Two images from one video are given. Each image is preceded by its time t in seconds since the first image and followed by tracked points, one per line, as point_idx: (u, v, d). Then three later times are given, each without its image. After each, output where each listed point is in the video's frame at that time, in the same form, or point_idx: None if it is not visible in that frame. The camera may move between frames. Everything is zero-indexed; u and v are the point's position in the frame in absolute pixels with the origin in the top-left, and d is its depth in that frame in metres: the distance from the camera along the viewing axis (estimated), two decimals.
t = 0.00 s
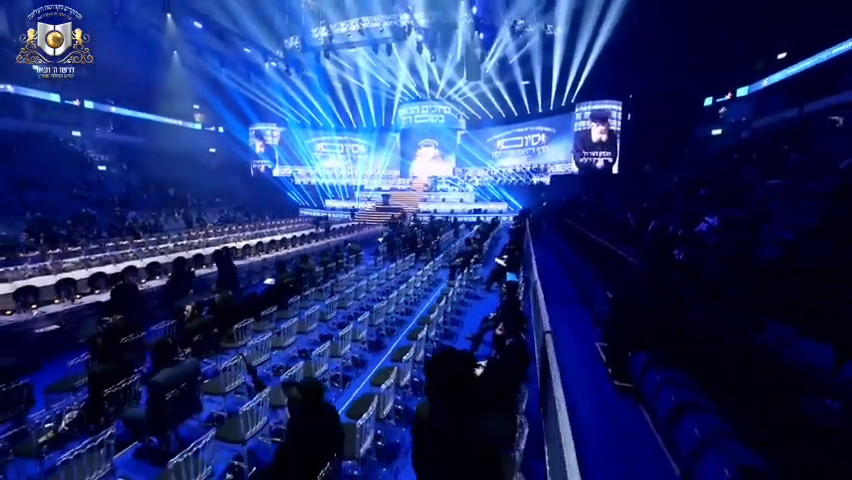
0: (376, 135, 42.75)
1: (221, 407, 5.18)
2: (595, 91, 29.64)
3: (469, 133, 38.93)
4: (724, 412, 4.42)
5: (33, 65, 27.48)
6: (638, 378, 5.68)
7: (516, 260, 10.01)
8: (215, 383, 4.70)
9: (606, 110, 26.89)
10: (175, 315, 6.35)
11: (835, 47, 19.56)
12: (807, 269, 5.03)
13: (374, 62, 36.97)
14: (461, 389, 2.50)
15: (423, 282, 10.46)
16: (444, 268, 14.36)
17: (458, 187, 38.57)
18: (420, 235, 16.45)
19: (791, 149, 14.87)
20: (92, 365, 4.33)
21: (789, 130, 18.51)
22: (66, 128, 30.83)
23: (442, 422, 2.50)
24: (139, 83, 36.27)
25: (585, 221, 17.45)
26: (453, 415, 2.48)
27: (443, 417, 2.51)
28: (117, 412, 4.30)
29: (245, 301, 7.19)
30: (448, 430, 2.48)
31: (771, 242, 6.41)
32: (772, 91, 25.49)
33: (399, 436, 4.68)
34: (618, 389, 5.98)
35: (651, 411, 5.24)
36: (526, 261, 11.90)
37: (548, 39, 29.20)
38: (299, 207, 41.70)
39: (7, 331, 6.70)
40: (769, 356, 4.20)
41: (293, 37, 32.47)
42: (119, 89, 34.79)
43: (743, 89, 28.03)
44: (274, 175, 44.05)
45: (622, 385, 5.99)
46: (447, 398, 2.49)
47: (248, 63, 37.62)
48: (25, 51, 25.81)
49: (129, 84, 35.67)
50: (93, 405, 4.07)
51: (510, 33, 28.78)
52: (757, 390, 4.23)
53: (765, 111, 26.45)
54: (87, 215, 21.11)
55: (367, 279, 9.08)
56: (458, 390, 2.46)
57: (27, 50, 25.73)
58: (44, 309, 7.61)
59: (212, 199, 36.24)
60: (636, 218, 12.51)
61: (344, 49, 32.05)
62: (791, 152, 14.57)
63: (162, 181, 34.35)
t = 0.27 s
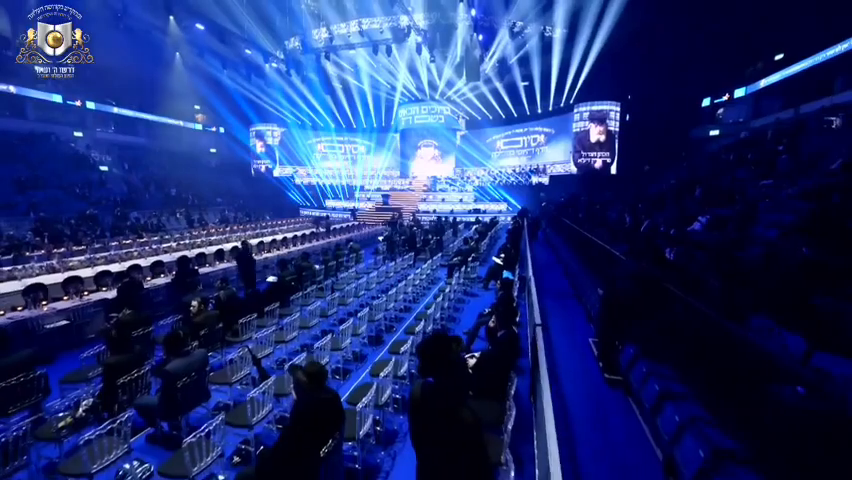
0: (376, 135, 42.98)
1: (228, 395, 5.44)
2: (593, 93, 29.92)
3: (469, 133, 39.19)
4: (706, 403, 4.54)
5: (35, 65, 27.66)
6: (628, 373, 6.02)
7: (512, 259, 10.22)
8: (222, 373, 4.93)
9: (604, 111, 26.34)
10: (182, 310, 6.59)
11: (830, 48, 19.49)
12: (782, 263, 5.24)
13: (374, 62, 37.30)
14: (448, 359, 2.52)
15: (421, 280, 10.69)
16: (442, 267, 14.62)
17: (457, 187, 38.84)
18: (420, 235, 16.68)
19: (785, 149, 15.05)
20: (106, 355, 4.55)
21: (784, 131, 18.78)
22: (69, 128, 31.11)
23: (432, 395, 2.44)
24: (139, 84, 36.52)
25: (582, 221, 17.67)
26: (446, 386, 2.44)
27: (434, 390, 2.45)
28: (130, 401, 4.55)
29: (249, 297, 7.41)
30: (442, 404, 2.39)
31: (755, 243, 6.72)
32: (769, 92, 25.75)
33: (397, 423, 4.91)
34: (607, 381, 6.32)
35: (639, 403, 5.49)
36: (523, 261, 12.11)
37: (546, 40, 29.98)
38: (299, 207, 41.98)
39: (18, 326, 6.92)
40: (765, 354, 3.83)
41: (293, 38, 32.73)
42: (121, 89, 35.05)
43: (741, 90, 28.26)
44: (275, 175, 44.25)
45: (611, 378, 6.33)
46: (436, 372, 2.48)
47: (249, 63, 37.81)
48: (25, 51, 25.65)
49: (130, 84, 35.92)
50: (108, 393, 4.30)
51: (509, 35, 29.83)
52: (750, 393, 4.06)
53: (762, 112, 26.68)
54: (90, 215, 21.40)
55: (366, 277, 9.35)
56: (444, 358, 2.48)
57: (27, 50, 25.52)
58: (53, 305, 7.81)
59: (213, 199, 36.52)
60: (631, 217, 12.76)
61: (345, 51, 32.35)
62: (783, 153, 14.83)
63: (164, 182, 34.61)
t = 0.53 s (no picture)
0: (376, 135, 43.18)
1: (234, 387, 5.65)
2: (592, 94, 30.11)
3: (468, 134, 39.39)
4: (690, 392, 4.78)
5: (34, 65, 27.75)
6: (619, 367, 6.29)
7: (509, 258, 10.42)
8: (229, 365, 5.14)
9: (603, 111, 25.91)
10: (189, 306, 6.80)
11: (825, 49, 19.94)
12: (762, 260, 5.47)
13: (374, 63, 37.55)
14: (442, 346, 2.55)
15: (420, 278, 10.90)
16: (441, 266, 14.83)
17: (457, 187, 39.06)
18: (419, 235, 16.88)
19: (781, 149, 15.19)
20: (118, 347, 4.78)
21: (779, 131, 18.97)
22: (69, 128, 31.33)
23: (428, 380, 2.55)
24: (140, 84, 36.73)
25: (580, 220, 17.88)
26: (441, 372, 2.53)
27: (429, 374, 2.57)
28: (140, 391, 4.77)
29: (252, 295, 7.61)
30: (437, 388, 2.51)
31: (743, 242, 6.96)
32: (766, 93, 25.94)
33: (395, 413, 5.13)
34: (600, 375, 6.59)
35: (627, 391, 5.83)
36: (520, 261, 12.28)
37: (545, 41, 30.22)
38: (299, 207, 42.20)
39: (29, 321, 7.14)
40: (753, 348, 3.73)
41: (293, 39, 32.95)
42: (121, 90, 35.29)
43: (738, 91, 28.44)
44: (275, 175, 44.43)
45: (604, 371, 6.58)
46: (430, 357, 2.54)
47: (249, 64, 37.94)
48: (24, 51, 25.34)
49: (131, 85, 36.15)
50: (120, 383, 4.53)
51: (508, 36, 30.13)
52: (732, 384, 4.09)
53: (759, 113, 26.86)
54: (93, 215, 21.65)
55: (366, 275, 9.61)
56: (440, 344, 2.52)
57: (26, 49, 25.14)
58: (61, 302, 8.03)
59: (213, 198, 36.74)
60: (628, 217, 12.93)
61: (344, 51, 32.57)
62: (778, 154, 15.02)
63: (164, 181, 34.82)
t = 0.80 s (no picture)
0: (376, 135, 43.39)
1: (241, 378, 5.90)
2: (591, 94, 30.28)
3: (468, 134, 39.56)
4: (674, 380, 5.04)
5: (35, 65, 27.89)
6: (610, 360, 6.58)
7: (506, 256, 10.65)
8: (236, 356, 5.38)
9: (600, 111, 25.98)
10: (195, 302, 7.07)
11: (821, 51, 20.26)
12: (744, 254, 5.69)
13: (375, 64, 37.81)
14: (437, 330, 2.67)
15: (418, 276, 11.14)
16: (440, 264, 15.07)
17: (456, 187, 39.33)
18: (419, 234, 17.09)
19: (776, 149, 15.32)
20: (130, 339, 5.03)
21: (773, 132, 19.20)
22: (71, 129, 31.61)
23: (425, 362, 2.74)
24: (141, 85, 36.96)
25: (577, 219, 18.10)
26: (437, 354, 2.72)
27: (426, 356, 2.72)
28: (152, 380, 5.03)
29: (256, 290, 7.84)
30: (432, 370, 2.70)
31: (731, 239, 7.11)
32: (763, 94, 26.13)
33: (394, 401, 5.38)
34: (593, 367, 6.88)
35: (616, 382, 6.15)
36: (517, 260, 12.49)
37: (543, 42, 29.57)
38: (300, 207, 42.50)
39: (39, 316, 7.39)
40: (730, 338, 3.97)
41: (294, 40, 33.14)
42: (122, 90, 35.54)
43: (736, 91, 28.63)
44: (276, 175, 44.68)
45: (595, 364, 6.87)
46: (427, 339, 2.68)
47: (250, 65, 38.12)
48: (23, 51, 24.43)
49: (132, 85, 36.37)
50: (134, 372, 4.79)
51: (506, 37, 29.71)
52: (711, 375, 4.25)
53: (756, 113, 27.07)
54: (97, 214, 21.94)
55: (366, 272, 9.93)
56: (435, 329, 2.65)
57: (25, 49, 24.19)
58: (71, 298, 8.29)
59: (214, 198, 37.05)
60: (624, 216, 13.14)
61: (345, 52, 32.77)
62: (773, 154, 15.23)
63: (166, 182, 35.11)
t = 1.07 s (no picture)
0: (376, 136, 43.60)
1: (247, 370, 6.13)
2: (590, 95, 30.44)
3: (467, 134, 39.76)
4: (661, 370, 5.32)
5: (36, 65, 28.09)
6: (602, 353, 6.86)
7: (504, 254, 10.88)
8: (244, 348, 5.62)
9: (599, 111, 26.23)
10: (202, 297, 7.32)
11: (817, 52, 20.59)
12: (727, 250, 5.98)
13: (375, 65, 38.02)
14: (438, 320, 2.75)
15: (418, 274, 11.39)
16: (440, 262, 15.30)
17: (456, 187, 39.56)
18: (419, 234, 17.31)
19: (771, 150, 15.50)
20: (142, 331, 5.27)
21: (769, 133, 19.40)
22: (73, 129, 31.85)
23: (426, 349, 2.77)
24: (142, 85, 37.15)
25: (575, 218, 18.31)
26: (437, 342, 2.79)
27: (426, 345, 2.78)
28: (163, 370, 5.28)
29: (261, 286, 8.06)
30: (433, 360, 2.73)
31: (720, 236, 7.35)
32: (760, 94, 26.35)
33: (394, 390, 5.62)
34: (587, 361, 7.12)
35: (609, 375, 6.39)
36: (515, 258, 12.73)
37: (543, 43, 29.99)
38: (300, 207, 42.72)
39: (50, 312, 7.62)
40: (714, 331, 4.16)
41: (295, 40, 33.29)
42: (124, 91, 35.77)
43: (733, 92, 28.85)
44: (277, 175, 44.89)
45: (590, 358, 7.12)
46: (429, 329, 2.75)
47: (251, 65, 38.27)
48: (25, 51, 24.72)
49: (133, 86, 36.57)
50: (146, 362, 5.04)
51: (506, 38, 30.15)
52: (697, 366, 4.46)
53: (753, 114, 27.28)
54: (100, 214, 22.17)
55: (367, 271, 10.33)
56: (436, 319, 2.72)
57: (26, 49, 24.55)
58: (80, 294, 8.52)
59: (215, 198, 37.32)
60: (621, 215, 13.34)
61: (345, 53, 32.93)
62: (768, 154, 15.42)
63: (168, 181, 35.33)
